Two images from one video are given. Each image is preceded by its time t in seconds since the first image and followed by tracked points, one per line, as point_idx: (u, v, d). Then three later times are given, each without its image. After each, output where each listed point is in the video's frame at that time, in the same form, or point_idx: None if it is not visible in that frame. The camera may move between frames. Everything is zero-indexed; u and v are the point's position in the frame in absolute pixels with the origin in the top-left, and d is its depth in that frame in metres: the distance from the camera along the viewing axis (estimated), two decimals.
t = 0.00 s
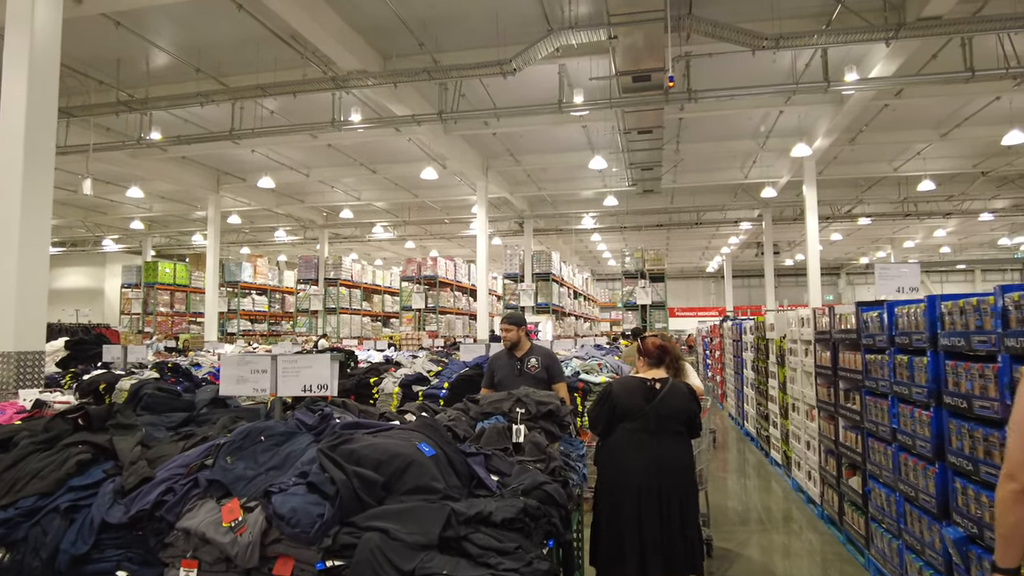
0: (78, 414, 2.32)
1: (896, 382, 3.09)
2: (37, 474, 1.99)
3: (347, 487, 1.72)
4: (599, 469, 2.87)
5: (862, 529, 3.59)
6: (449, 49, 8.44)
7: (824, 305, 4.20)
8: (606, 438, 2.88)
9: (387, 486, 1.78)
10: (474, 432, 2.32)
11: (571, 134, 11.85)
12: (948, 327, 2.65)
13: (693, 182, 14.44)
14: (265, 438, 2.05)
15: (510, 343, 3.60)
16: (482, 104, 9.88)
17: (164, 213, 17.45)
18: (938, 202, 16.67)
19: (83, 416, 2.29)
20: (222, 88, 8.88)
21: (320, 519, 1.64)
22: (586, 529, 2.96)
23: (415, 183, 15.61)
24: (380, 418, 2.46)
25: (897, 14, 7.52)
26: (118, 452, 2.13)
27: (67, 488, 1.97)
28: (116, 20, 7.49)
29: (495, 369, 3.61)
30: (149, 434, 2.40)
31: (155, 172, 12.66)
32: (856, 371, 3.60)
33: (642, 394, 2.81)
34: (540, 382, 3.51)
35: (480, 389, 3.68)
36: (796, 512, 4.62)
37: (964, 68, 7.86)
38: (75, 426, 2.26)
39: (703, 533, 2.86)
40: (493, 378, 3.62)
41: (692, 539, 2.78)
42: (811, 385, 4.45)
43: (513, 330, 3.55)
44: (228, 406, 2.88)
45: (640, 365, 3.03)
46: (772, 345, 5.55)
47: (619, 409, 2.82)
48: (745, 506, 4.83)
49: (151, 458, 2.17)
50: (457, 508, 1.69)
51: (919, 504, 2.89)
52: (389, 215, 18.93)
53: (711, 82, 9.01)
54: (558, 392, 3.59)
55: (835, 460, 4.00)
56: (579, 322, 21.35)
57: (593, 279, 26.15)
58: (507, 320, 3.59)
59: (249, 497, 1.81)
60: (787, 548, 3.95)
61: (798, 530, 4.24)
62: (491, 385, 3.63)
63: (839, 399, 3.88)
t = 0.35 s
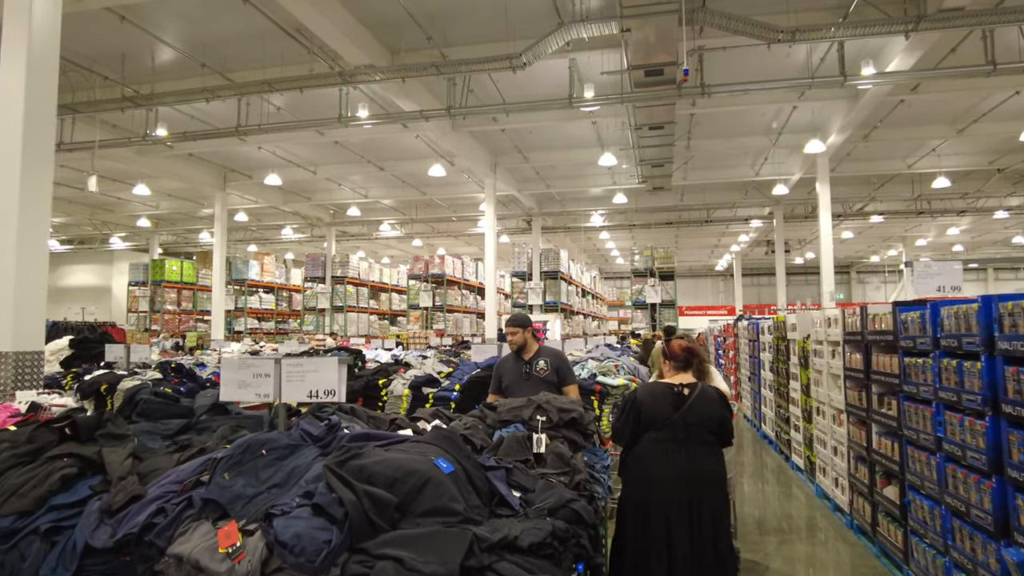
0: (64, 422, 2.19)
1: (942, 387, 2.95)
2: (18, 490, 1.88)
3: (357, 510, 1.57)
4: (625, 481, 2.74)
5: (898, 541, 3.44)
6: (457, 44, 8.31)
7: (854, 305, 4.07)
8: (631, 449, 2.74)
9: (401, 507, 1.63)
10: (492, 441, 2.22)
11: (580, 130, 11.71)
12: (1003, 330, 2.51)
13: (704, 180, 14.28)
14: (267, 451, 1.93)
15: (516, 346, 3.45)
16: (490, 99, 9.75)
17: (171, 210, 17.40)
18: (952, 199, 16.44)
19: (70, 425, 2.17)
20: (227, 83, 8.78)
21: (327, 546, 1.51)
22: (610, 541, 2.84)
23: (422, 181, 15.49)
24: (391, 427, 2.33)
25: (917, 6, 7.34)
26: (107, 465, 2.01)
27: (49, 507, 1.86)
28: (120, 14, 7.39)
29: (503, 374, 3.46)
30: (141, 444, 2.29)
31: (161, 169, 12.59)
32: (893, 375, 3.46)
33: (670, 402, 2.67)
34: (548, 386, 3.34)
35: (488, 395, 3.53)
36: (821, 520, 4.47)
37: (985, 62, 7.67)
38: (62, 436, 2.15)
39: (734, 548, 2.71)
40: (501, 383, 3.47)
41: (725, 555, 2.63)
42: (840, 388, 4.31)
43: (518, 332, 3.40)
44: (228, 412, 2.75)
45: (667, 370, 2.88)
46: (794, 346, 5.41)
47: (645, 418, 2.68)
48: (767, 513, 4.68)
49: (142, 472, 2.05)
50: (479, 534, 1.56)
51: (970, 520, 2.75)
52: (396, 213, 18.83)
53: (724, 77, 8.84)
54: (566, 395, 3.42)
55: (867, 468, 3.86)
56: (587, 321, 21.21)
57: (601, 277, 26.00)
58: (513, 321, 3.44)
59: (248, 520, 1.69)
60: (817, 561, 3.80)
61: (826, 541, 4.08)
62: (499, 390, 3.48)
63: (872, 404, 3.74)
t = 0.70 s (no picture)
0: (54, 430, 2.08)
1: (1006, 391, 2.77)
2: None
3: (372, 532, 1.42)
4: (661, 492, 2.58)
5: (950, 555, 3.25)
6: (472, 38, 8.17)
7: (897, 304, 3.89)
8: (667, 457, 2.58)
9: (422, 528, 1.50)
10: (518, 449, 2.09)
11: (597, 126, 11.54)
12: None
13: (723, 177, 14.06)
14: (272, 464, 1.81)
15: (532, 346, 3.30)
16: (506, 95, 9.62)
17: (187, 210, 17.43)
18: (976, 196, 16.08)
19: (60, 433, 2.06)
20: (241, 81, 8.70)
21: None
22: (643, 554, 2.68)
23: (437, 179, 15.38)
24: (410, 433, 2.20)
25: None
26: (98, 479, 1.90)
27: (31, 526, 1.74)
28: (132, 10, 7.33)
29: (518, 375, 3.31)
30: (138, 453, 2.17)
31: (176, 168, 12.57)
32: (943, 377, 3.28)
33: (710, 407, 2.51)
34: (567, 389, 3.21)
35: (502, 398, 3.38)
36: (857, 529, 4.29)
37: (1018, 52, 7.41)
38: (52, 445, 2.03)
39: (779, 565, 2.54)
40: (517, 386, 3.32)
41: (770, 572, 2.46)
42: (880, 391, 4.13)
43: (533, 331, 3.25)
44: (235, 417, 2.62)
45: (704, 374, 2.72)
46: (826, 346, 5.23)
47: (683, 424, 2.52)
48: (800, 521, 4.50)
49: (135, 485, 1.93)
50: (510, 561, 1.43)
51: None
52: (411, 212, 18.74)
53: (745, 70, 8.63)
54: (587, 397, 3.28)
55: (913, 476, 3.67)
56: (603, 320, 21.04)
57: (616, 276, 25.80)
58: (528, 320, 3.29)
59: (250, 543, 1.57)
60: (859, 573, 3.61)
61: (867, 552, 3.90)
62: (515, 393, 3.33)
63: (919, 408, 3.56)
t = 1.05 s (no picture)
0: (62, 445, 1.96)
1: None
2: None
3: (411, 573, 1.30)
4: (715, 510, 2.43)
5: None
6: (497, 34, 8.04)
7: (957, 306, 3.69)
8: (721, 474, 2.43)
9: (465, 566, 1.37)
10: (561, 466, 1.97)
11: (622, 122, 11.37)
12: None
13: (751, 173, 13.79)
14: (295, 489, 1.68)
15: (566, 352, 3.16)
16: (530, 90, 9.48)
17: (213, 210, 17.54)
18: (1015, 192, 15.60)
19: (68, 449, 1.95)
20: (264, 79, 8.67)
21: None
22: None
23: (460, 177, 15.29)
24: (443, 449, 2.07)
25: None
26: (107, 501, 1.80)
27: (32, 555, 1.65)
28: (157, 10, 7.31)
29: (551, 383, 3.16)
30: (151, 470, 2.06)
31: (202, 169, 12.61)
32: (1015, 387, 3.08)
33: (768, 420, 2.36)
34: (605, 398, 3.07)
35: (534, 407, 3.22)
36: (910, 543, 4.09)
37: None
38: (60, 460, 1.93)
39: None
40: (550, 394, 3.17)
41: None
42: (937, 398, 3.93)
43: (568, 337, 3.11)
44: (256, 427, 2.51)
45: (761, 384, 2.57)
46: (873, 348, 5.04)
47: (739, 438, 2.37)
48: (848, 532, 4.31)
49: (146, 509, 1.83)
50: None
51: None
52: (434, 211, 18.69)
53: (777, 63, 8.40)
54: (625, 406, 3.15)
55: (977, 491, 3.47)
56: (627, 320, 20.83)
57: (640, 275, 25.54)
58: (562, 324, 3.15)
59: None
60: None
61: (924, 569, 3.70)
62: (548, 402, 3.18)
63: (985, 419, 3.36)
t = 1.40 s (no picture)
0: (96, 452, 1.81)
1: None
2: (29, 549, 1.53)
3: None
4: (793, 528, 2.25)
5: None
6: (529, 29, 7.93)
7: None
8: (801, 488, 2.25)
9: None
10: (628, 479, 1.84)
11: (655, 119, 11.19)
12: None
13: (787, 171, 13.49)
14: (352, 507, 1.55)
15: (627, 354, 3.02)
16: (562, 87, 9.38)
17: (244, 211, 17.69)
18: None
19: (103, 457, 1.79)
20: (295, 79, 8.66)
21: None
22: None
23: (489, 177, 15.20)
24: (499, 459, 1.94)
25: None
26: (144, 517, 1.63)
27: None
28: (190, 11, 7.33)
29: (608, 386, 3.03)
30: (190, 482, 1.91)
31: (234, 170, 12.69)
32: None
33: (854, 429, 2.18)
34: (665, 407, 2.92)
35: (586, 410, 3.08)
36: (982, 560, 3.87)
37: None
38: (94, 470, 1.77)
39: None
40: (605, 397, 3.04)
41: None
42: (1013, 405, 3.71)
43: (633, 339, 2.98)
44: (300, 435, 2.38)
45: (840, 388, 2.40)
46: (935, 350, 4.81)
47: (821, 448, 2.20)
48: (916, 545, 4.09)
49: (187, 527, 1.67)
50: None
51: None
52: (463, 211, 18.64)
53: (817, 55, 8.16)
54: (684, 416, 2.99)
55: None
56: (658, 320, 20.59)
57: (670, 275, 25.26)
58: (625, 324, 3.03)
59: None
60: None
61: None
62: (602, 405, 3.05)
63: None
